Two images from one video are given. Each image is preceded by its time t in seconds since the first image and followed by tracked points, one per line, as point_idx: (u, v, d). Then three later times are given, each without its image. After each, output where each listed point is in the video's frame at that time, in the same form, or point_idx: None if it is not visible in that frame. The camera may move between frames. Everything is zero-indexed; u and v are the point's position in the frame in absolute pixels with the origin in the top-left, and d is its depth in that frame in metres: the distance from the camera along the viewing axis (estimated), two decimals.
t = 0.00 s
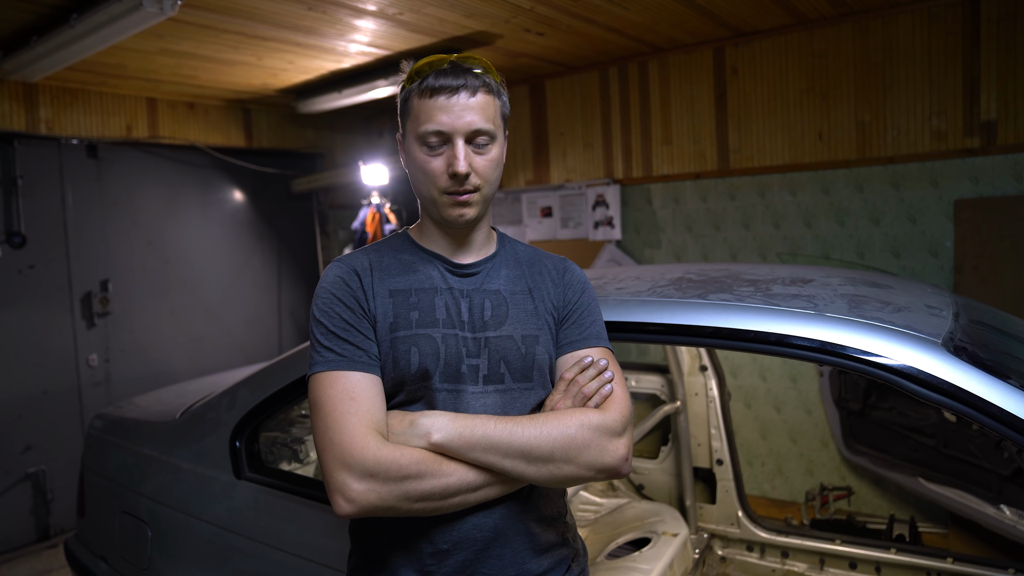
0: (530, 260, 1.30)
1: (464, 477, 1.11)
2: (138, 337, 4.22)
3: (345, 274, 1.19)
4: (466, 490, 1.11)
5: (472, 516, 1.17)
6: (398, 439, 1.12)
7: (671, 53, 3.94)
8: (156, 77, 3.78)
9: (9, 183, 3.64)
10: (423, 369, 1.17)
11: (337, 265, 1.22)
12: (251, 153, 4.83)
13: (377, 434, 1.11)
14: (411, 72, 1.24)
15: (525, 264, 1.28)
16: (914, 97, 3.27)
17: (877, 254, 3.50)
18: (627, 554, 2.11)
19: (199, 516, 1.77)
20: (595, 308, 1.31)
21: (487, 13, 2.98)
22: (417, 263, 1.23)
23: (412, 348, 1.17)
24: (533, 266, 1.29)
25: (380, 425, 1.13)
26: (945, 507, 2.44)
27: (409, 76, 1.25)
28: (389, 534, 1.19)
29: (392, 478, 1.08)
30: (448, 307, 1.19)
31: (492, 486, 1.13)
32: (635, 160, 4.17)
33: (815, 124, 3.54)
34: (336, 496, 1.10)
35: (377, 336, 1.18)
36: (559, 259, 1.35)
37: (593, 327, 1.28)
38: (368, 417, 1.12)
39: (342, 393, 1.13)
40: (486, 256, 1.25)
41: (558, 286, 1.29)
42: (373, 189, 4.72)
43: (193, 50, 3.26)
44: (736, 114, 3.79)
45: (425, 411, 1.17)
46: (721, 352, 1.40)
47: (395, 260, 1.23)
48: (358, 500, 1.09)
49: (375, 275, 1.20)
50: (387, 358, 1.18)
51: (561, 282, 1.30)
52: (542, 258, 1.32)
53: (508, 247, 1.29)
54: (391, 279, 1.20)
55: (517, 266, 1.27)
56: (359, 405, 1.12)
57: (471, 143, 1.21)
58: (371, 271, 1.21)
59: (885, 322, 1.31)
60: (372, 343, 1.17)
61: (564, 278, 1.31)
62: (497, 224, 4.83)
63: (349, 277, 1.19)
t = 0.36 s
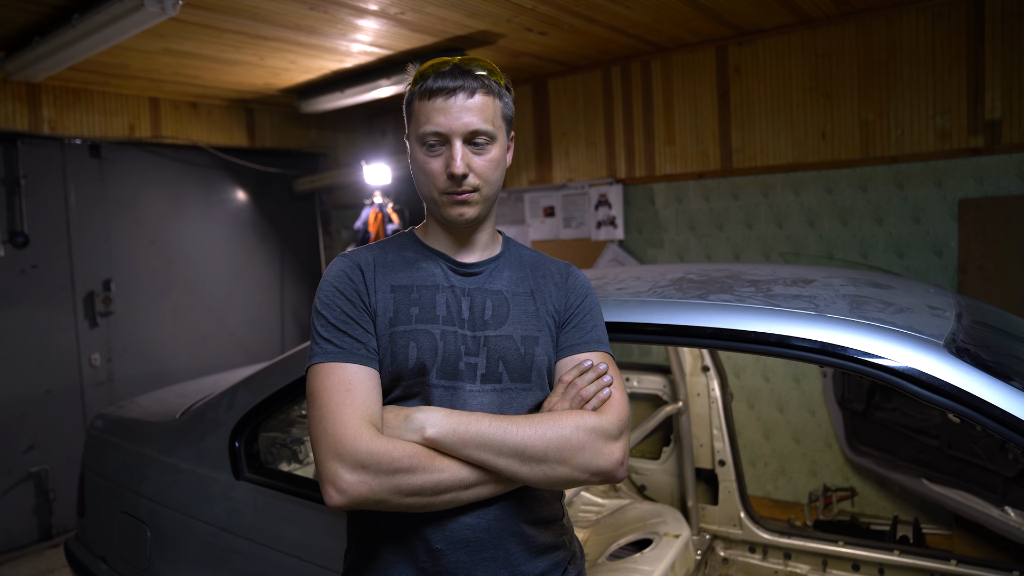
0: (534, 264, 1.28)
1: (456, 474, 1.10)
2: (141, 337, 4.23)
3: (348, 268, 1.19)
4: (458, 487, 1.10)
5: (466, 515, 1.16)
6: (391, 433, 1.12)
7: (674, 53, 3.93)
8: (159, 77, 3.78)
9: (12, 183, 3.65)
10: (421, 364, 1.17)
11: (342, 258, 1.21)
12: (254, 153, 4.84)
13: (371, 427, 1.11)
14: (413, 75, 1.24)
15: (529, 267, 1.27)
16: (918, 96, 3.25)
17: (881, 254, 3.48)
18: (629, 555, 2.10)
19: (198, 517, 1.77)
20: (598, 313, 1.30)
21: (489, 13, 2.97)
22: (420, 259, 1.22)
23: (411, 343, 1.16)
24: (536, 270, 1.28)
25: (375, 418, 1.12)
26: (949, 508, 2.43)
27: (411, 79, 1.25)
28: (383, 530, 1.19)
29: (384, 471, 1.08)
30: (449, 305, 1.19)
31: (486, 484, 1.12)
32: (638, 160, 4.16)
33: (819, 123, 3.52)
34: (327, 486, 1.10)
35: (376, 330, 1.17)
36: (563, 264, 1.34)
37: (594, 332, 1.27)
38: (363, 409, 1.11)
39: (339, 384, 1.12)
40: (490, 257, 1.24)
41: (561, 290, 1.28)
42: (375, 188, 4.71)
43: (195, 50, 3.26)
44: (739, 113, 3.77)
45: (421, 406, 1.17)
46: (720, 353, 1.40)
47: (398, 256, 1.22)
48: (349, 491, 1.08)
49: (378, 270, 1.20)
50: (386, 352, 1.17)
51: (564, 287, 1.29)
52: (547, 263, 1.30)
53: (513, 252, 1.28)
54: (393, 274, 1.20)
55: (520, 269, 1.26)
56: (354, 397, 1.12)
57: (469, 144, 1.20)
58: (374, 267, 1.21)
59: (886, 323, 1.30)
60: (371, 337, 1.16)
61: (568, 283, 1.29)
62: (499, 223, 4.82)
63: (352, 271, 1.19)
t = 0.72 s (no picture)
0: (534, 261, 1.28)
1: (461, 482, 1.10)
2: (143, 337, 4.24)
3: (345, 272, 1.18)
4: (463, 496, 1.10)
5: (471, 522, 1.16)
6: (394, 443, 1.11)
7: (676, 52, 3.92)
8: (161, 78, 3.79)
9: (15, 184, 3.66)
10: (422, 370, 1.16)
11: (337, 262, 1.20)
12: (256, 153, 4.84)
13: (372, 437, 1.10)
14: (402, 73, 1.24)
15: (528, 265, 1.27)
16: (921, 95, 3.24)
17: (884, 253, 3.47)
18: (631, 556, 2.10)
19: (198, 518, 1.77)
20: (600, 310, 1.30)
21: (490, 12, 2.97)
22: (417, 260, 1.22)
23: (411, 349, 1.16)
24: (536, 268, 1.28)
25: (376, 428, 1.12)
26: (953, 509, 2.42)
27: (400, 77, 1.25)
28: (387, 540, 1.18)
29: (387, 483, 1.07)
30: (449, 308, 1.18)
31: (490, 492, 1.12)
32: (640, 160, 4.15)
33: (822, 123, 3.51)
34: (330, 500, 1.09)
35: (375, 336, 1.17)
36: (563, 262, 1.33)
37: (596, 332, 1.27)
38: (364, 419, 1.11)
39: (338, 394, 1.12)
40: (488, 257, 1.24)
41: (562, 289, 1.28)
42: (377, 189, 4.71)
43: (197, 50, 3.27)
44: (741, 112, 3.76)
45: (422, 414, 1.16)
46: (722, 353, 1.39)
47: (395, 258, 1.22)
48: (353, 503, 1.07)
49: (375, 273, 1.19)
50: (386, 358, 1.16)
51: (565, 285, 1.29)
52: (546, 261, 1.30)
53: (511, 248, 1.28)
54: (391, 278, 1.19)
55: (520, 268, 1.26)
56: (355, 407, 1.11)
57: (461, 140, 1.20)
58: (370, 269, 1.20)
59: (889, 323, 1.29)
60: (370, 343, 1.15)
61: (568, 281, 1.29)
62: (502, 223, 4.81)
63: (348, 274, 1.18)
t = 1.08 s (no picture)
0: (531, 261, 1.28)
1: (461, 495, 1.09)
2: (141, 341, 4.23)
3: (336, 279, 1.18)
4: (464, 509, 1.09)
5: (473, 535, 1.15)
6: (392, 456, 1.10)
7: (674, 54, 3.92)
8: (158, 81, 3.78)
9: (11, 187, 3.65)
10: (418, 379, 1.15)
11: (328, 268, 1.20)
12: (254, 156, 4.84)
13: (370, 451, 1.09)
14: (389, 71, 1.24)
15: (525, 266, 1.27)
16: (918, 97, 3.24)
17: (882, 255, 3.47)
18: (630, 559, 2.09)
19: (196, 522, 1.76)
20: (599, 311, 1.30)
21: (488, 15, 2.97)
22: (412, 265, 1.21)
23: (407, 357, 1.15)
24: (534, 268, 1.28)
25: (374, 441, 1.11)
26: (952, 511, 2.41)
27: (388, 75, 1.25)
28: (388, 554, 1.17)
29: (386, 498, 1.06)
30: (445, 313, 1.18)
31: (491, 504, 1.11)
32: (638, 162, 4.15)
33: (819, 125, 3.52)
34: (327, 517, 1.08)
35: (370, 344, 1.16)
36: (561, 262, 1.33)
37: (596, 334, 1.27)
38: (361, 433, 1.10)
39: (333, 407, 1.11)
40: (484, 259, 1.24)
41: (560, 291, 1.28)
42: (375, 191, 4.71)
43: (194, 53, 3.26)
44: (739, 115, 3.76)
45: (420, 424, 1.16)
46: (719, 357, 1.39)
47: (389, 262, 1.21)
48: (350, 520, 1.06)
49: (368, 279, 1.19)
50: (381, 368, 1.16)
51: (563, 287, 1.29)
52: (543, 259, 1.30)
53: (508, 249, 1.28)
54: (385, 284, 1.18)
55: (517, 270, 1.25)
56: (351, 420, 1.11)
57: (450, 139, 1.20)
58: (363, 274, 1.20)
59: (887, 326, 1.29)
60: (364, 352, 1.15)
61: (567, 283, 1.29)
62: (500, 226, 4.81)
63: (340, 281, 1.18)
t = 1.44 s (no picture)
0: (536, 259, 1.29)
1: (464, 494, 1.09)
2: (141, 339, 4.23)
3: (337, 274, 1.18)
4: (466, 509, 1.09)
5: (477, 537, 1.16)
6: (393, 454, 1.11)
7: (674, 52, 3.92)
8: (158, 78, 3.78)
9: (12, 185, 3.65)
10: (421, 376, 1.15)
11: (329, 263, 1.20)
12: (255, 154, 4.84)
13: (371, 448, 1.09)
14: (393, 63, 1.25)
15: (530, 263, 1.27)
16: (918, 95, 3.25)
17: (882, 253, 3.48)
18: (630, 556, 2.10)
19: (197, 519, 1.77)
20: (605, 309, 1.30)
21: (489, 13, 2.97)
22: (415, 261, 1.21)
23: (409, 353, 1.15)
24: (539, 266, 1.28)
25: (374, 439, 1.11)
26: (951, 509, 2.42)
27: (391, 68, 1.26)
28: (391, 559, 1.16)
29: (386, 496, 1.06)
30: (448, 310, 1.18)
31: (494, 504, 1.11)
32: (638, 160, 4.15)
33: (819, 123, 3.52)
34: (327, 516, 1.08)
35: (371, 341, 1.16)
36: (567, 259, 1.34)
37: (602, 332, 1.27)
38: (361, 430, 1.10)
39: (333, 403, 1.11)
40: (487, 256, 1.24)
41: (566, 288, 1.28)
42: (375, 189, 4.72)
43: (194, 51, 3.26)
44: (739, 113, 3.76)
45: (423, 422, 1.16)
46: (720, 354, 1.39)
47: (391, 258, 1.22)
48: (350, 519, 1.06)
49: (369, 274, 1.19)
50: (383, 364, 1.16)
51: (569, 283, 1.29)
52: (548, 257, 1.31)
53: (512, 246, 1.28)
54: (386, 280, 1.19)
55: (522, 267, 1.26)
56: (352, 417, 1.11)
57: (452, 129, 1.20)
58: (365, 269, 1.20)
59: (887, 323, 1.29)
60: (366, 348, 1.15)
61: (573, 280, 1.30)
62: (500, 224, 4.82)
63: (341, 276, 1.18)
